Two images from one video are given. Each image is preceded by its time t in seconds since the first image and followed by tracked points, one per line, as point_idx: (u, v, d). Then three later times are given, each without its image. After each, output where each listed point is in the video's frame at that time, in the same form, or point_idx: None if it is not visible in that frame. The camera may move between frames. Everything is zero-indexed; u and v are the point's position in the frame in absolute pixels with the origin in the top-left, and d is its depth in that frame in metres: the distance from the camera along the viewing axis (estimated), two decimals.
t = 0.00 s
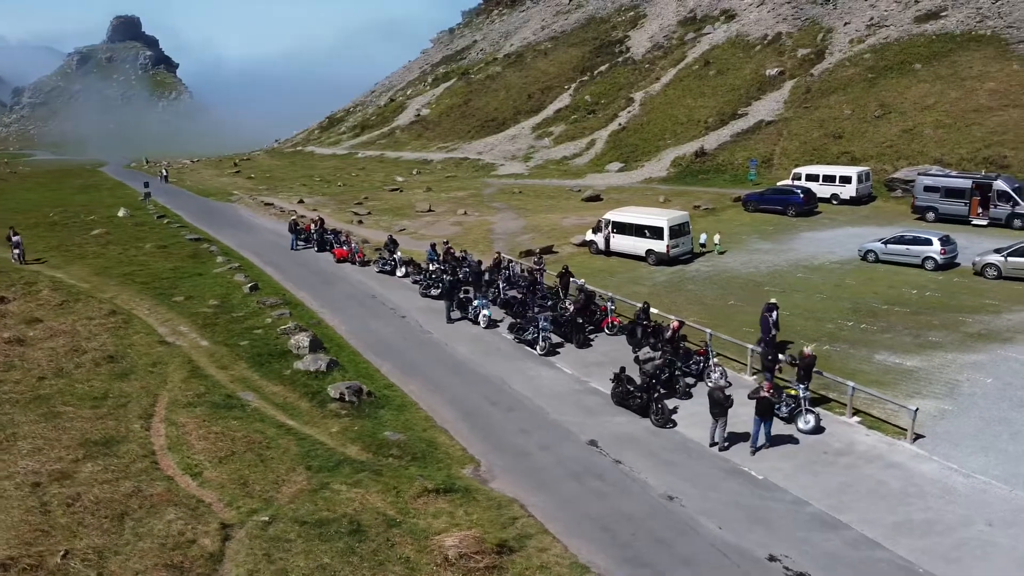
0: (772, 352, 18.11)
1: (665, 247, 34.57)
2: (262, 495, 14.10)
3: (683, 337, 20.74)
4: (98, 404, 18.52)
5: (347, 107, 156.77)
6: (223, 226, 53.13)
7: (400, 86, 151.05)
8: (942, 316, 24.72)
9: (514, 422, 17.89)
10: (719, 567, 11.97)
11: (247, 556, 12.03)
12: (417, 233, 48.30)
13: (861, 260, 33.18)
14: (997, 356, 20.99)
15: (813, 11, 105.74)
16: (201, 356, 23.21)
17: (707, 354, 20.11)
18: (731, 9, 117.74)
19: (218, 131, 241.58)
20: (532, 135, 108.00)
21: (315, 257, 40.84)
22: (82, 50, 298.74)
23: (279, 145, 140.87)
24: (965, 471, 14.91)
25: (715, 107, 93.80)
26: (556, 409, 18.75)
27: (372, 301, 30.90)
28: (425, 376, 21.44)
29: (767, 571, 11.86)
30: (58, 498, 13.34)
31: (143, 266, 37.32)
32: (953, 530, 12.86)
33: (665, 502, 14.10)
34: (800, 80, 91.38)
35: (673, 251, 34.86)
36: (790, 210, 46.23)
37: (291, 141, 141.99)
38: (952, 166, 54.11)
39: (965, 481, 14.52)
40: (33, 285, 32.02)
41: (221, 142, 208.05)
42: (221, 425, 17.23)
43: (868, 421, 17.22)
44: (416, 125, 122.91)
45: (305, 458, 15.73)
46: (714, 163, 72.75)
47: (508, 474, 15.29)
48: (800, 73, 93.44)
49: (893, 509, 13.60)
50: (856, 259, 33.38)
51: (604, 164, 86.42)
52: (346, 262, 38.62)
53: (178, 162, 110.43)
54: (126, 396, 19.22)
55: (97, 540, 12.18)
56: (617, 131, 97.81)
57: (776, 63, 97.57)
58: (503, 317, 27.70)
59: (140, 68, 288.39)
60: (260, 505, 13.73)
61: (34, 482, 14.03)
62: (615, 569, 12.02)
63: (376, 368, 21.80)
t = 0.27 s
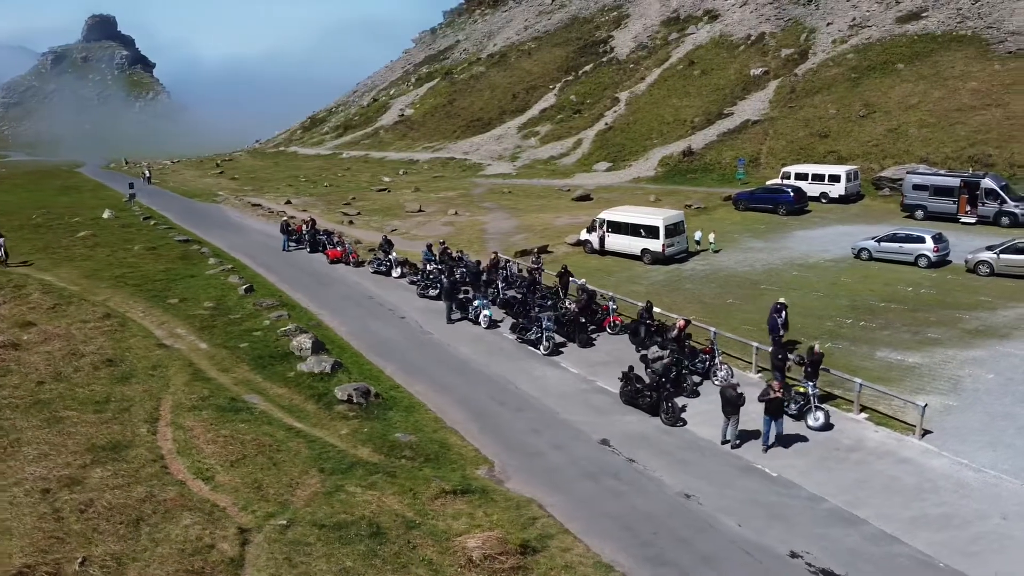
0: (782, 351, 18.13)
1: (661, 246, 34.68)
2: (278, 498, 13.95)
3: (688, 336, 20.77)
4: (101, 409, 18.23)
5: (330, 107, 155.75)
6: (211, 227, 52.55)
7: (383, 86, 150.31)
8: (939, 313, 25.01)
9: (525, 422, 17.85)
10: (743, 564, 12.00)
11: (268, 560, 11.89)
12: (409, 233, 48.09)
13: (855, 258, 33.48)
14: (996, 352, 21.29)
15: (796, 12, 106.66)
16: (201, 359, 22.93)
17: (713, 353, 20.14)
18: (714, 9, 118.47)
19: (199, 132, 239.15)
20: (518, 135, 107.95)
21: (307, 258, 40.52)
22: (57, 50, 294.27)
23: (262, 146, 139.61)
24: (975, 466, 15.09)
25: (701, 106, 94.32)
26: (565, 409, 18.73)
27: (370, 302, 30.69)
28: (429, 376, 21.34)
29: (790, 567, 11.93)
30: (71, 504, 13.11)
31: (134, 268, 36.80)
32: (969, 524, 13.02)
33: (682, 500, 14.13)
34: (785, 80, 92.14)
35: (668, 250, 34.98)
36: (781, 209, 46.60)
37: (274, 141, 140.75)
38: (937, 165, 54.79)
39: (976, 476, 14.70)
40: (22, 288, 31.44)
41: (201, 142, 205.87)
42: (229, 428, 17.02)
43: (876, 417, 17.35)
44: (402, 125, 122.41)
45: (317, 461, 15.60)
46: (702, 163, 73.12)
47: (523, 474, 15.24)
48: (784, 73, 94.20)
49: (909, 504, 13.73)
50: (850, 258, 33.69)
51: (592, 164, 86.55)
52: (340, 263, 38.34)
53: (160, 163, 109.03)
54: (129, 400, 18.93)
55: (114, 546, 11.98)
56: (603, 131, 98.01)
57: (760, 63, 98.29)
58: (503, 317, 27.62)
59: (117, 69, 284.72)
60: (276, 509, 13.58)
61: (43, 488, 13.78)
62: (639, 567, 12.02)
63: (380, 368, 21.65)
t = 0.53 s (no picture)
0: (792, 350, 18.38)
1: (657, 245, 34.78)
2: (294, 502, 13.79)
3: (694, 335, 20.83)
4: (105, 413, 17.93)
5: (312, 107, 154.61)
6: (198, 228, 51.92)
7: (366, 86, 149.49)
8: (937, 310, 25.31)
9: (535, 422, 17.77)
10: (767, 562, 12.04)
11: (290, 565, 11.76)
12: (401, 233, 47.87)
13: (848, 256, 33.78)
14: (996, 348, 21.56)
15: (779, 12, 107.52)
16: (202, 362, 22.63)
17: (719, 351, 20.22)
18: (697, 9, 119.11)
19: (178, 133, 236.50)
20: (503, 135, 107.85)
21: (300, 258, 40.12)
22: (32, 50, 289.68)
23: (244, 146, 138.27)
24: (986, 460, 15.27)
25: (686, 106, 94.78)
26: (574, 409, 18.70)
27: (367, 304, 30.45)
28: (434, 377, 21.19)
29: (814, 564, 11.98)
30: (84, 511, 12.89)
31: (125, 270, 36.25)
32: (986, 518, 13.17)
33: (700, 498, 14.15)
34: (769, 80, 92.87)
35: (664, 249, 35.10)
36: (772, 208, 46.94)
37: (257, 142, 139.46)
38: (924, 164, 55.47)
39: (987, 471, 14.88)
40: (11, 291, 30.85)
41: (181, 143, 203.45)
42: (238, 432, 16.81)
43: (884, 414, 17.51)
44: (387, 125, 121.82)
45: (330, 464, 15.45)
46: (690, 162, 73.48)
47: (538, 474, 15.18)
48: (768, 73, 94.91)
49: (924, 499, 13.86)
50: (844, 256, 34.01)
51: (579, 164, 86.68)
52: (334, 264, 38.02)
53: (141, 164, 107.54)
54: (133, 404, 18.64)
55: (133, 553, 11.79)
56: (589, 131, 98.18)
57: (744, 63, 98.96)
58: (503, 318, 27.53)
59: (93, 68, 280.66)
60: (294, 513, 13.43)
61: (54, 495, 13.52)
62: (665, 567, 12.01)
63: (385, 370, 21.49)
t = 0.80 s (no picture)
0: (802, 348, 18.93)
1: (653, 244, 34.88)
2: (312, 506, 13.64)
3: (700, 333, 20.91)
4: (110, 418, 17.63)
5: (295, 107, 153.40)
6: (186, 230, 51.30)
7: (348, 86, 148.59)
8: (933, 307, 25.64)
9: (547, 422, 17.72)
10: (791, 559, 12.09)
11: (314, 570, 11.63)
12: (393, 234, 47.65)
13: (842, 254, 34.09)
14: (996, 344, 21.86)
15: (761, 12, 108.37)
16: (203, 365, 22.35)
17: (726, 350, 20.34)
18: (680, 9, 119.73)
19: (158, 133, 233.74)
20: (489, 135, 107.71)
21: (293, 260, 39.74)
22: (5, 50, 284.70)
23: (226, 147, 136.84)
24: (996, 455, 15.44)
25: (672, 106, 95.21)
26: (584, 408, 18.68)
27: (365, 304, 30.23)
28: (440, 378, 21.07)
29: (838, 560, 12.04)
30: (100, 518, 12.67)
31: (115, 273, 35.67)
32: (1002, 513, 13.33)
33: (718, 496, 14.19)
34: (753, 79, 93.58)
35: (660, 248, 35.23)
36: (762, 207, 47.30)
37: (239, 142, 138.04)
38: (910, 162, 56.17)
39: (998, 465, 15.05)
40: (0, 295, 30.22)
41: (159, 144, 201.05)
42: (248, 436, 16.60)
43: (892, 410, 17.67)
44: (371, 126, 121.20)
45: (344, 466, 15.32)
46: (677, 162, 73.85)
47: (554, 475, 15.14)
48: (752, 72, 95.61)
49: (940, 494, 13.99)
50: (838, 254, 34.33)
51: (567, 164, 86.76)
52: (328, 265, 37.69)
53: (121, 165, 105.98)
54: (137, 409, 18.35)
55: (153, 560, 11.61)
56: (576, 131, 98.34)
57: (728, 63, 99.62)
58: (503, 318, 27.46)
59: (68, 69, 276.45)
60: (313, 517, 13.28)
61: (66, 502, 13.27)
62: (691, 566, 12.01)
63: (390, 371, 21.34)
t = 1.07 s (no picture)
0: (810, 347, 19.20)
1: (649, 244, 34.98)
2: (331, 510, 13.48)
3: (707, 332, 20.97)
4: (115, 424, 17.32)
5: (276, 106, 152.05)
6: (174, 232, 50.67)
7: (331, 85, 147.63)
8: (931, 304, 25.95)
9: (559, 422, 17.68)
10: (815, 556, 12.15)
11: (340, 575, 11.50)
12: (385, 234, 47.38)
13: (836, 253, 34.41)
14: (995, 340, 22.16)
15: (744, 12, 109.18)
16: (204, 369, 22.04)
17: (732, 349, 20.41)
18: (663, 10, 120.33)
19: (135, 134, 230.82)
20: (475, 135, 107.53)
21: (286, 261, 39.38)
22: None
23: (208, 147, 135.33)
24: (1006, 450, 15.63)
25: (657, 106, 95.64)
26: (594, 408, 18.68)
27: (363, 305, 30.02)
28: (447, 378, 20.96)
29: (861, 557, 12.12)
30: (116, 525, 12.43)
31: (106, 276, 35.09)
32: (1018, 508, 13.48)
33: (737, 495, 14.23)
34: (738, 79, 94.25)
35: (656, 247, 35.35)
36: (753, 206, 47.67)
37: (221, 142, 136.60)
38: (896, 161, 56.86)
39: (1009, 460, 15.24)
40: None
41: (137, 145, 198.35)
42: (259, 440, 16.39)
43: (899, 407, 17.83)
44: (356, 126, 120.52)
45: (360, 470, 15.16)
46: (665, 161, 74.21)
47: (571, 476, 15.09)
48: (737, 72, 96.29)
49: (956, 489, 14.13)
50: (832, 252, 34.63)
51: (554, 163, 86.81)
52: (322, 266, 37.37)
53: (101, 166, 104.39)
54: (142, 413, 18.05)
55: (174, 568, 11.41)
56: (562, 131, 98.46)
57: (712, 63, 100.23)
58: (505, 318, 27.39)
59: (42, 69, 271.86)
60: (333, 521, 13.13)
61: (80, 510, 13.01)
62: (716, 565, 12.02)
63: (396, 372, 21.20)
